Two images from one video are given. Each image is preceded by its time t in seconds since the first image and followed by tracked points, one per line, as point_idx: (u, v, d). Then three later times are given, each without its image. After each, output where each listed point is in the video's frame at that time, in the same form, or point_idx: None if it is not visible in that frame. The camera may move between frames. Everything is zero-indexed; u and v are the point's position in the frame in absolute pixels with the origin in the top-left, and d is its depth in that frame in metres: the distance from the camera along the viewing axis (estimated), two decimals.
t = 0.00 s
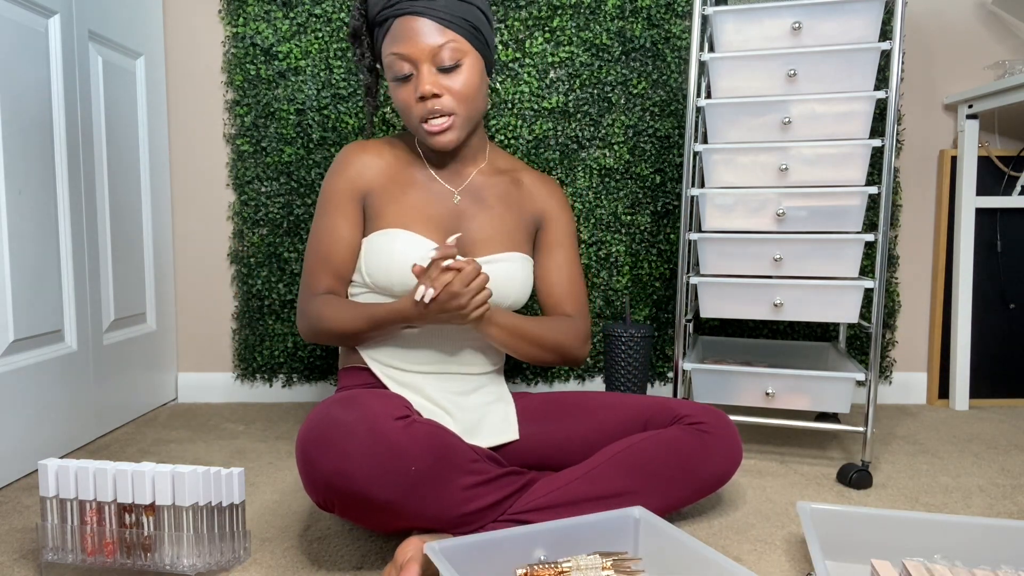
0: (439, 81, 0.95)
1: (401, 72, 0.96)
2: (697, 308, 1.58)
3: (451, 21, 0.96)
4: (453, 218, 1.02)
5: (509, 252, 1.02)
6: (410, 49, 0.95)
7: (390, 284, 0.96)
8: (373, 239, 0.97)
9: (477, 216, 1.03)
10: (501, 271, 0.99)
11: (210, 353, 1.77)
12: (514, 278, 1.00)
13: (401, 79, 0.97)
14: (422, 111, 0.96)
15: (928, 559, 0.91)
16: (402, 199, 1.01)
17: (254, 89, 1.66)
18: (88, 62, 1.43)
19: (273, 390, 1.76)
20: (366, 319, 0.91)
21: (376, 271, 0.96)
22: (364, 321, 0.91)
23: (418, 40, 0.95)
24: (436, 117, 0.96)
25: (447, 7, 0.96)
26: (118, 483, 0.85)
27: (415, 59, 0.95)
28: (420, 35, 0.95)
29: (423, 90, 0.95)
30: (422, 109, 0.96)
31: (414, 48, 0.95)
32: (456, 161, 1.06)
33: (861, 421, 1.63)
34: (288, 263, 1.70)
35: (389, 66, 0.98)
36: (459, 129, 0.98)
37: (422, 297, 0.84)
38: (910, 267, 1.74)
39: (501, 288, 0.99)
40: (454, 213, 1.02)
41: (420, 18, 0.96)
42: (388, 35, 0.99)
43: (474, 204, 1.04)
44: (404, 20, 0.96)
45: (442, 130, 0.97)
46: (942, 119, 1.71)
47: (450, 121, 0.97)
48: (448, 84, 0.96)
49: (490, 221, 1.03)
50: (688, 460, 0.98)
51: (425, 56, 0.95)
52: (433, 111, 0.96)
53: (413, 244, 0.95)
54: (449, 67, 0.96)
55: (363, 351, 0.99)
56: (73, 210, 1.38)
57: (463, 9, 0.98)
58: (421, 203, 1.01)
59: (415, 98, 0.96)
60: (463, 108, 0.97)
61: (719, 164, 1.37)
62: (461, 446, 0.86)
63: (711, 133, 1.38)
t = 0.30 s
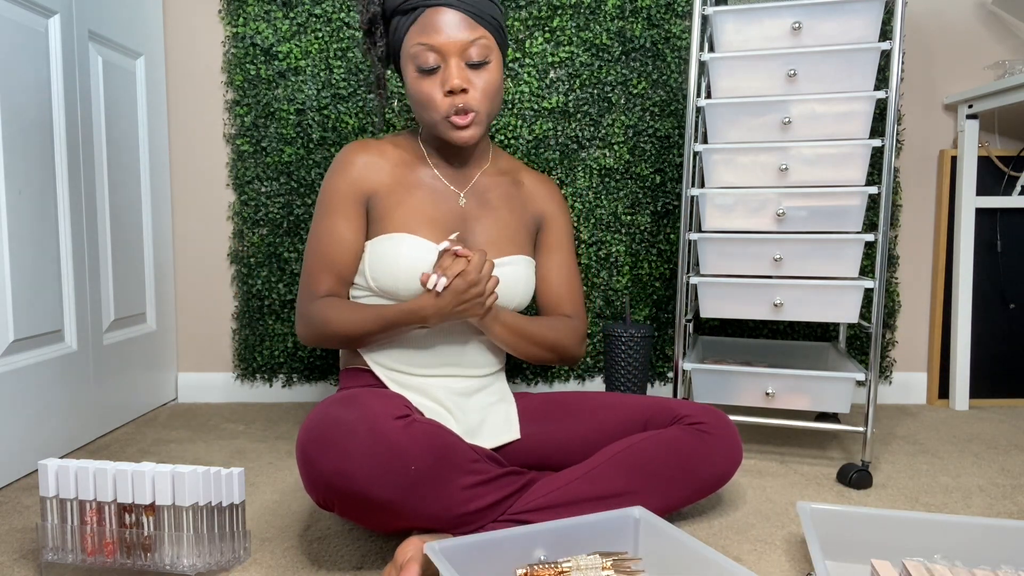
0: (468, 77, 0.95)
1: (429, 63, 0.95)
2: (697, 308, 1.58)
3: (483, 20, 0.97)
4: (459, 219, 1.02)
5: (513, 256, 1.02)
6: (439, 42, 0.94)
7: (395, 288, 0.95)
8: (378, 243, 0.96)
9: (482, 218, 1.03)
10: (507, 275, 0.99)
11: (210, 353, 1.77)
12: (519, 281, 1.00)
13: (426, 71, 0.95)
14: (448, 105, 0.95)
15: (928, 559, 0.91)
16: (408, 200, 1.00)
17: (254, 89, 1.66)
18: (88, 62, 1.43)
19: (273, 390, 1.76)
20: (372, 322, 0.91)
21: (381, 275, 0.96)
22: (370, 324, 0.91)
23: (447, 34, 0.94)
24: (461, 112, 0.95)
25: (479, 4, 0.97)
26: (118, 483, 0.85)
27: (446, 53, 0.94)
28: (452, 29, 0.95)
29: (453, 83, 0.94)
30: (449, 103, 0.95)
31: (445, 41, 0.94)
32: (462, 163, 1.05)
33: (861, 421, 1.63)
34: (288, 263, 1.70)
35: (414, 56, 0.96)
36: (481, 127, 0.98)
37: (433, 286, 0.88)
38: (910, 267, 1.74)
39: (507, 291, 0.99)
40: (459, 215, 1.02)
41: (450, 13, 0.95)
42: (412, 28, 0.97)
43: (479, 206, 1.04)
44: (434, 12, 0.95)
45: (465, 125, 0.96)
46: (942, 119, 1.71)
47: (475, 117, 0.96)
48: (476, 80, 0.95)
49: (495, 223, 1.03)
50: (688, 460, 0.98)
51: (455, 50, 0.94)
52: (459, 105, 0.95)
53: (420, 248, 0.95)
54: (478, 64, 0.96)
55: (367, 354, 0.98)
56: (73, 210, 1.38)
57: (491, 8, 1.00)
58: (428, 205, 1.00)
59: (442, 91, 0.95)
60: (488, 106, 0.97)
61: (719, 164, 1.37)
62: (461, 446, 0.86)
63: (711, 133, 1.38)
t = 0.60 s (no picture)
0: (479, 77, 0.92)
1: (438, 61, 0.91)
2: (697, 308, 1.58)
3: (497, 18, 0.94)
4: (463, 222, 1.01)
5: (518, 261, 1.02)
6: (450, 40, 0.91)
7: (396, 294, 0.95)
8: (379, 248, 0.97)
9: (484, 221, 1.03)
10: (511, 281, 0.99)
11: (210, 353, 1.77)
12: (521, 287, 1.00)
13: (435, 69, 0.92)
14: (454, 105, 0.91)
15: (928, 559, 0.91)
16: (409, 204, 0.99)
17: (254, 89, 1.66)
18: (88, 62, 1.43)
19: (273, 390, 1.76)
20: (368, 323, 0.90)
21: (381, 281, 0.96)
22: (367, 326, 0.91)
23: (459, 31, 0.91)
24: (469, 113, 0.92)
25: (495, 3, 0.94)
26: (118, 483, 0.85)
27: (457, 51, 0.91)
28: (465, 26, 0.91)
29: (463, 83, 0.90)
30: (457, 103, 0.91)
31: (458, 39, 0.91)
32: (465, 166, 1.05)
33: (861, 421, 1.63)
34: (288, 263, 1.70)
35: (423, 52, 0.92)
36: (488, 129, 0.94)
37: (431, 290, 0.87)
38: (909, 267, 1.74)
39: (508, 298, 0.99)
40: (462, 218, 1.02)
41: (463, 9, 0.91)
42: (422, 22, 0.93)
43: (482, 209, 1.03)
44: (446, 7, 0.92)
45: (474, 126, 0.93)
46: (942, 119, 1.71)
47: (482, 118, 0.93)
48: (486, 81, 0.92)
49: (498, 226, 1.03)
50: (689, 461, 0.98)
51: (466, 49, 0.91)
52: (467, 106, 0.91)
53: (420, 256, 0.95)
54: (489, 64, 0.92)
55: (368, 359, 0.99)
56: (73, 210, 1.38)
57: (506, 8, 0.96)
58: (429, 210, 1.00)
59: (450, 91, 0.91)
60: (496, 108, 0.94)
61: (719, 164, 1.37)
62: (463, 446, 0.86)
63: (711, 133, 1.38)
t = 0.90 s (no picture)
0: (487, 75, 0.89)
1: (445, 57, 0.89)
2: (697, 308, 1.58)
3: (508, 16, 0.92)
4: (462, 230, 1.01)
5: (519, 269, 1.02)
6: (458, 36, 0.88)
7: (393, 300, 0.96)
8: (376, 254, 0.97)
9: (484, 228, 1.02)
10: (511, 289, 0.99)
11: (210, 353, 1.77)
12: (522, 296, 1.00)
13: (442, 66, 0.89)
14: (461, 104, 0.89)
15: (928, 559, 0.91)
16: (405, 209, 0.99)
17: (254, 89, 1.66)
18: (88, 62, 1.43)
19: (273, 390, 1.76)
20: (341, 329, 0.87)
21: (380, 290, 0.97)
22: (340, 333, 0.87)
23: (467, 28, 0.89)
24: (475, 114, 0.90)
25: None
26: (118, 483, 0.85)
27: (466, 48, 0.89)
28: (473, 23, 0.89)
29: (470, 82, 0.88)
30: (463, 102, 0.89)
31: (467, 36, 0.88)
32: (467, 172, 1.04)
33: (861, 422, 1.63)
34: (288, 263, 1.70)
35: (429, 49, 0.89)
36: (495, 130, 0.92)
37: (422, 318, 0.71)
38: (909, 267, 1.74)
39: (507, 306, 1.00)
40: (462, 224, 1.01)
41: (472, 5, 0.89)
42: (428, 17, 0.90)
43: (482, 215, 1.03)
44: (452, 2, 0.89)
45: (481, 127, 0.90)
46: (942, 119, 1.71)
47: (489, 119, 0.91)
48: (495, 80, 0.90)
49: (497, 233, 1.03)
50: (691, 464, 0.98)
51: (474, 46, 0.89)
52: (473, 106, 0.89)
53: (419, 265, 0.95)
54: (498, 63, 0.90)
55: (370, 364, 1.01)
56: (73, 210, 1.38)
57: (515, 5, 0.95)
58: (427, 216, 1.00)
59: (457, 89, 0.89)
60: (504, 109, 0.92)
61: (719, 164, 1.37)
62: (465, 452, 0.86)
63: (711, 133, 1.38)
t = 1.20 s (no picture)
0: (492, 80, 0.89)
1: (450, 62, 0.88)
2: (697, 308, 1.58)
3: (514, 18, 0.91)
4: (464, 236, 1.01)
5: (523, 277, 1.02)
6: (463, 39, 0.88)
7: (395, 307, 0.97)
8: (377, 261, 0.97)
9: (486, 233, 1.02)
10: (513, 300, 0.99)
11: (210, 353, 1.77)
12: (523, 304, 1.00)
13: (447, 71, 0.89)
14: (466, 110, 0.89)
15: (928, 559, 0.91)
16: (407, 213, 0.99)
17: (254, 89, 1.66)
18: (88, 62, 1.43)
19: (273, 390, 1.76)
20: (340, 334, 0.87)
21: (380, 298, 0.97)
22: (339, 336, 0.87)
23: (472, 31, 0.88)
24: (479, 120, 0.90)
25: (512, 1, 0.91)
26: (118, 483, 0.85)
27: (471, 52, 0.88)
28: (478, 26, 0.88)
29: (475, 88, 0.88)
30: (468, 108, 0.89)
31: (472, 40, 0.88)
32: (470, 177, 1.04)
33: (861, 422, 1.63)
34: (288, 263, 1.70)
35: (434, 52, 0.89)
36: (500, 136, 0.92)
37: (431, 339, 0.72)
38: (909, 267, 1.75)
39: (508, 314, 1.00)
40: (465, 229, 1.01)
41: (477, 7, 0.89)
42: (433, 20, 0.90)
43: (485, 220, 1.03)
44: (457, 4, 0.89)
45: (486, 133, 0.91)
46: (942, 120, 1.71)
47: (495, 124, 0.91)
48: (501, 85, 0.90)
49: (500, 239, 1.03)
50: (692, 467, 0.98)
51: (480, 50, 0.88)
52: (478, 112, 0.89)
53: (421, 275, 0.96)
54: (504, 67, 0.90)
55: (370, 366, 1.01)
56: (73, 210, 1.38)
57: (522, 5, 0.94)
58: (430, 220, 1.00)
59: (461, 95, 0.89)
60: (510, 113, 0.92)
61: (719, 164, 1.37)
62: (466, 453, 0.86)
63: (711, 133, 1.38)
